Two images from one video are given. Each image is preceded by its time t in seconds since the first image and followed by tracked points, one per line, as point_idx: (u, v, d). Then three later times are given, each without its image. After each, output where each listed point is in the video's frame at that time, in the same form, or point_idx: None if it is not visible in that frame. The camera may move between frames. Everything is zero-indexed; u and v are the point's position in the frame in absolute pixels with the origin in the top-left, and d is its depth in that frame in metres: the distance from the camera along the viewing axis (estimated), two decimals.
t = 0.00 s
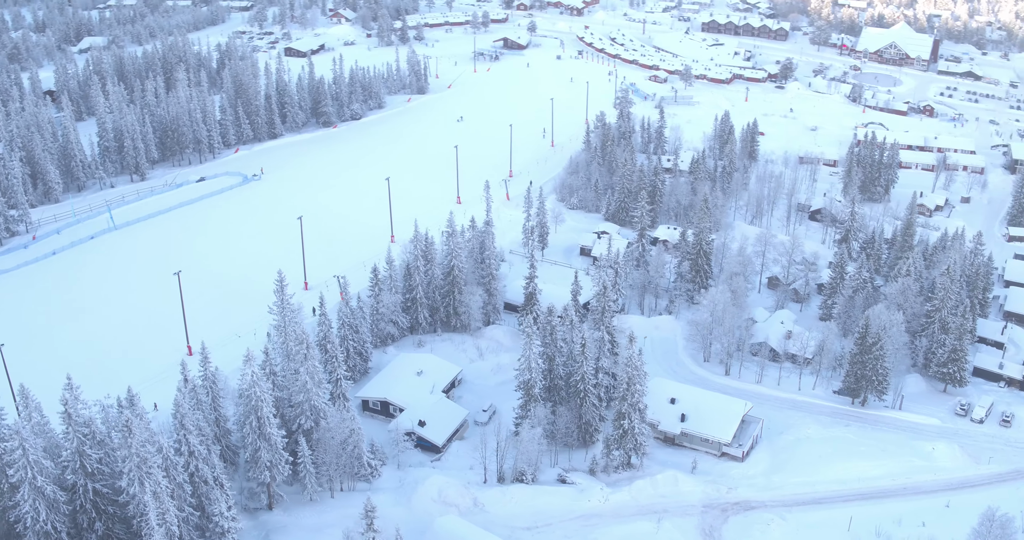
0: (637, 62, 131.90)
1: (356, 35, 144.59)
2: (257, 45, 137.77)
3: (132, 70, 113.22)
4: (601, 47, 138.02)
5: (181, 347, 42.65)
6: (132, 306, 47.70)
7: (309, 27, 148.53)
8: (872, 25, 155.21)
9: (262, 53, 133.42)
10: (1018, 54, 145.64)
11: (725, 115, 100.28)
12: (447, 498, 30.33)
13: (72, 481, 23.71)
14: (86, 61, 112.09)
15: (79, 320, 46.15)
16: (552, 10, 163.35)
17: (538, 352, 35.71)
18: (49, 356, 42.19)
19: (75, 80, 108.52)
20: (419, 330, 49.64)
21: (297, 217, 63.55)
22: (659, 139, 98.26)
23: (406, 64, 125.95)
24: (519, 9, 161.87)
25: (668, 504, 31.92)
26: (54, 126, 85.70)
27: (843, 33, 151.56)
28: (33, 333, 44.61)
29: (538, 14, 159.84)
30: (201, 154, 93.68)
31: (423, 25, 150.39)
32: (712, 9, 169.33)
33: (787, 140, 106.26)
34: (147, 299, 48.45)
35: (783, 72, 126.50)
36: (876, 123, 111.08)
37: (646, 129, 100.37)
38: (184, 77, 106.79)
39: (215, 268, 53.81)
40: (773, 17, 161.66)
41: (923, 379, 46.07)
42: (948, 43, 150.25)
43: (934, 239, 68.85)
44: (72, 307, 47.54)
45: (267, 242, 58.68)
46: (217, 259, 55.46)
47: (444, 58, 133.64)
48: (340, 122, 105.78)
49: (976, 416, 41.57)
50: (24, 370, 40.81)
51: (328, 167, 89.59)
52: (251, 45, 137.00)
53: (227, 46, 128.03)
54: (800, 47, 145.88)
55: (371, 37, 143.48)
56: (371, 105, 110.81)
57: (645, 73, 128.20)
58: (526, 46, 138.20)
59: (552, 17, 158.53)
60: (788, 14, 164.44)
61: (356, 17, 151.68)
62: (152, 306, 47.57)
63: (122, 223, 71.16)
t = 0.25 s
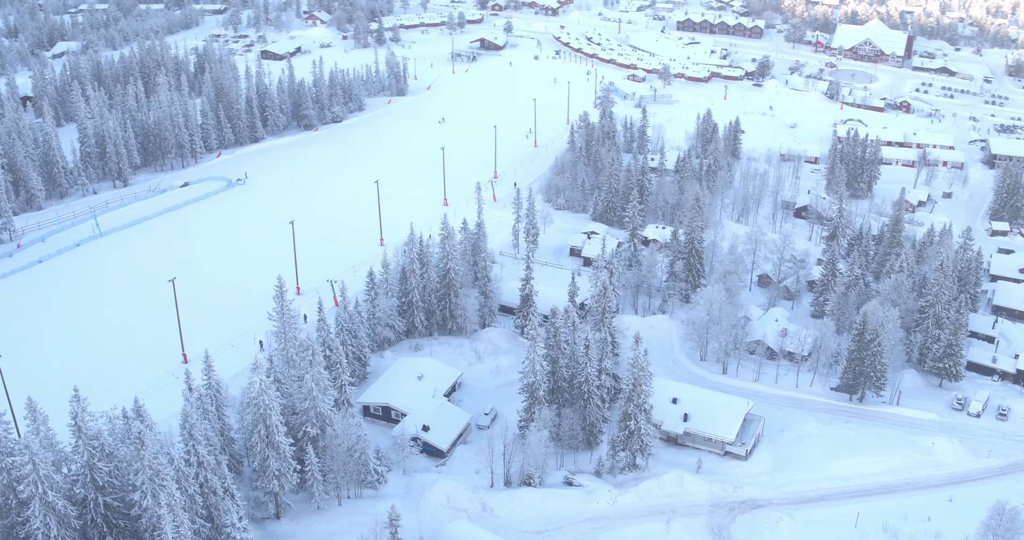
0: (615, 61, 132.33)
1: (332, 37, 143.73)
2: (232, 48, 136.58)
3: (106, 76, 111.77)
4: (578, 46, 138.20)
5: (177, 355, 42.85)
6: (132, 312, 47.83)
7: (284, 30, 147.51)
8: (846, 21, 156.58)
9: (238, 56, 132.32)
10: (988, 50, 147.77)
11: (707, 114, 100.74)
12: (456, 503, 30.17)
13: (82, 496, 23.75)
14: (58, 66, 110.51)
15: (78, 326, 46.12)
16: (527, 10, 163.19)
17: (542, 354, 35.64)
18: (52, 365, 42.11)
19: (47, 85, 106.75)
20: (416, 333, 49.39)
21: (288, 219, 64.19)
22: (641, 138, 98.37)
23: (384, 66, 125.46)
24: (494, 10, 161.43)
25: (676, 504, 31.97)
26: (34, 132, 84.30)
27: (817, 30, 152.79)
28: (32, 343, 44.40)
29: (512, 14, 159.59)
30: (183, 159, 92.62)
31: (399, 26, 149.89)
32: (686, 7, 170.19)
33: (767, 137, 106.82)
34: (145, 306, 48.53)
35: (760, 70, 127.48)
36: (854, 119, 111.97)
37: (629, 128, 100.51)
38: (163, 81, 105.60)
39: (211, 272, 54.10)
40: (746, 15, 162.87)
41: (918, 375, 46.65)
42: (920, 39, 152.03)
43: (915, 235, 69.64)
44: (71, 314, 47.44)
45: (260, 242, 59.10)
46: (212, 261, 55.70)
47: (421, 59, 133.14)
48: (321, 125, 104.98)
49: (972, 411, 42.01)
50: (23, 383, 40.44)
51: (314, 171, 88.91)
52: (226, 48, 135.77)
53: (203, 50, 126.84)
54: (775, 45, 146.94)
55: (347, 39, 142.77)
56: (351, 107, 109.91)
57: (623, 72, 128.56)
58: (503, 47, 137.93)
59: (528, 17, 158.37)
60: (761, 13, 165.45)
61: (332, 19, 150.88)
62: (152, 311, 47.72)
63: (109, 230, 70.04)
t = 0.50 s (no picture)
0: (592, 60, 132.68)
1: (307, 40, 142.80)
2: (207, 51, 135.32)
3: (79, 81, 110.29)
4: (554, 46, 138.28)
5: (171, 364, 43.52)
6: (133, 325, 48.69)
7: (259, 32, 146.38)
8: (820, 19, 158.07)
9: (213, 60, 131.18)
10: (960, 46, 149.70)
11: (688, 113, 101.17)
12: (465, 508, 29.99)
13: (94, 510, 23.70)
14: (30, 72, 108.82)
15: (79, 344, 46.76)
16: (501, 10, 162.54)
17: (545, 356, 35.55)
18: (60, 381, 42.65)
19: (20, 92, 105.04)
20: (412, 337, 49.16)
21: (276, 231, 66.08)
22: (624, 138, 98.55)
23: (363, 68, 124.86)
24: (469, 11, 161.31)
25: (683, 504, 32.02)
26: (14, 138, 82.84)
27: (791, 28, 153.90)
28: (36, 362, 44.88)
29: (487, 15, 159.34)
30: (166, 164, 91.55)
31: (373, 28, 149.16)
32: (660, 6, 170.95)
33: (746, 135, 107.37)
34: (145, 319, 49.35)
35: (737, 68, 128.43)
36: (833, 116, 112.82)
37: (612, 128, 100.65)
38: (142, 86, 104.41)
39: (208, 285, 55.44)
40: (721, 13, 163.94)
41: (914, 370, 47.19)
42: (893, 36, 153.65)
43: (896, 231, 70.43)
44: (71, 333, 48.05)
45: (252, 253, 60.66)
46: (206, 276, 56.97)
47: (398, 60, 132.59)
48: (302, 128, 104.04)
49: (969, 405, 42.55)
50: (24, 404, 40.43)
51: (300, 174, 88.37)
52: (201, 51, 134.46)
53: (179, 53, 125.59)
54: (750, 43, 147.93)
55: (323, 41, 142.02)
56: (331, 110, 108.98)
57: (601, 72, 128.83)
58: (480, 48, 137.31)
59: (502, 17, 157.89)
60: (735, 11, 166.37)
61: (307, 21, 150.00)
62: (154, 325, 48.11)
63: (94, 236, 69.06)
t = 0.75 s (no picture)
0: (569, 60, 132.90)
1: (282, 43, 141.74)
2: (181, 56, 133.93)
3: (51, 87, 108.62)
4: (530, 46, 138.30)
5: (167, 372, 43.45)
6: (133, 330, 48.65)
7: (233, 35, 145.17)
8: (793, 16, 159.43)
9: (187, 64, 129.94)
10: (932, 42, 151.51)
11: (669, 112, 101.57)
12: (474, 512, 29.84)
13: (108, 526, 23.81)
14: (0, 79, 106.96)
15: (78, 350, 46.43)
16: (475, 11, 162.09)
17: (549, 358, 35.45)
18: (64, 388, 42.38)
19: None
20: (409, 341, 48.87)
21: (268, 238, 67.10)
22: (606, 137, 98.66)
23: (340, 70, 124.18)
24: (443, 12, 160.90)
25: (691, 504, 32.09)
26: None
27: (765, 25, 155.03)
28: (37, 370, 44.49)
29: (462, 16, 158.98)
30: (147, 169, 90.27)
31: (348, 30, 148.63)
32: (633, 5, 171.53)
33: (726, 133, 107.87)
34: (143, 324, 49.27)
35: (714, 65, 129.27)
36: (811, 113, 113.61)
37: (594, 128, 100.74)
38: (119, 91, 103.16)
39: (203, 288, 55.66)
40: (694, 12, 164.84)
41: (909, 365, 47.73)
42: (865, 32, 155.17)
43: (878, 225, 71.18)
44: (68, 339, 47.72)
45: (245, 259, 61.31)
46: (200, 282, 57.18)
47: (374, 62, 131.95)
48: (282, 132, 103.05)
49: (965, 399, 43.16)
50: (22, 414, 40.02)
51: (285, 177, 87.76)
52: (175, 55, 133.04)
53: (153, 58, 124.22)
54: (725, 41, 148.81)
55: (298, 44, 141.13)
56: (311, 113, 108.25)
57: (579, 71, 128.95)
58: (455, 49, 137.00)
59: (476, 17, 157.56)
60: (708, 10, 167.22)
61: (280, 24, 149.02)
62: (151, 333, 47.78)
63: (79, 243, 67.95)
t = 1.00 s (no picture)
0: (545, 60, 132.92)
1: (257, 45, 140.51)
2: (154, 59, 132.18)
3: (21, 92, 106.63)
4: (506, 46, 138.25)
5: (162, 382, 43.43)
6: (128, 341, 48.29)
7: (207, 39, 143.72)
8: (766, 14, 160.56)
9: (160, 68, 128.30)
10: (905, 38, 153.30)
11: (650, 111, 101.82)
12: (483, 517, 29.68)
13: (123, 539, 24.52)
14: None
15: (77, 359, 46.18)
16: (449, 11, 161.71)
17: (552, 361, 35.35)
18: (64, 402, 41.93)
19: None
20: (405, 345, 48.58)
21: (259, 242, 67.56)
22: (588, 137, 98.75)
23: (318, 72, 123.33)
24: (417, 13, 160.33)
25: (699, 503, 32.13)
26: None
27: (740, 24, 155.94)
28: (38, 380, 44.10)
29: (437, 16, 158.45)
30: (129, 174, 88.86)
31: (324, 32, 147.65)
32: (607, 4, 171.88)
33: (706, 132, 108.29)
34: (143, 332, 49.30)
35: (690, 64, 129.86)
36: (790, 110, 114.35)
37: (576, 128, 100.80)
38: (94, 97, 101.45)
39: (200, 297, 55.95)
40: (667, 10, 165.48)
41: (904, 360, 48.34)
42: (838, 29, 156.60)
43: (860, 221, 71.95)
44: (66, 349, 47.43)
45: (238, 265, 61.64)
46: (194, 290, 57.28)
47: (351, 64, 131.20)
48: (263, 134, 101.96)
49: (961, 393, 43.84)
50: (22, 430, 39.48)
51: (271, 181, 87.14)
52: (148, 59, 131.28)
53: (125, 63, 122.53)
54: (700, 39, 149.48)
55: (273, 46, 140.00)
56: (291, 116, 107.20)
57: (557, 71, 128.91)
58: (432, 50, 136.76)
59: (450, 18, 157.19)
60: (682, 9, 167.87)
61: (254, 27, 147.80)
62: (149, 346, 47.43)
63: (65, 251, 66.95)
